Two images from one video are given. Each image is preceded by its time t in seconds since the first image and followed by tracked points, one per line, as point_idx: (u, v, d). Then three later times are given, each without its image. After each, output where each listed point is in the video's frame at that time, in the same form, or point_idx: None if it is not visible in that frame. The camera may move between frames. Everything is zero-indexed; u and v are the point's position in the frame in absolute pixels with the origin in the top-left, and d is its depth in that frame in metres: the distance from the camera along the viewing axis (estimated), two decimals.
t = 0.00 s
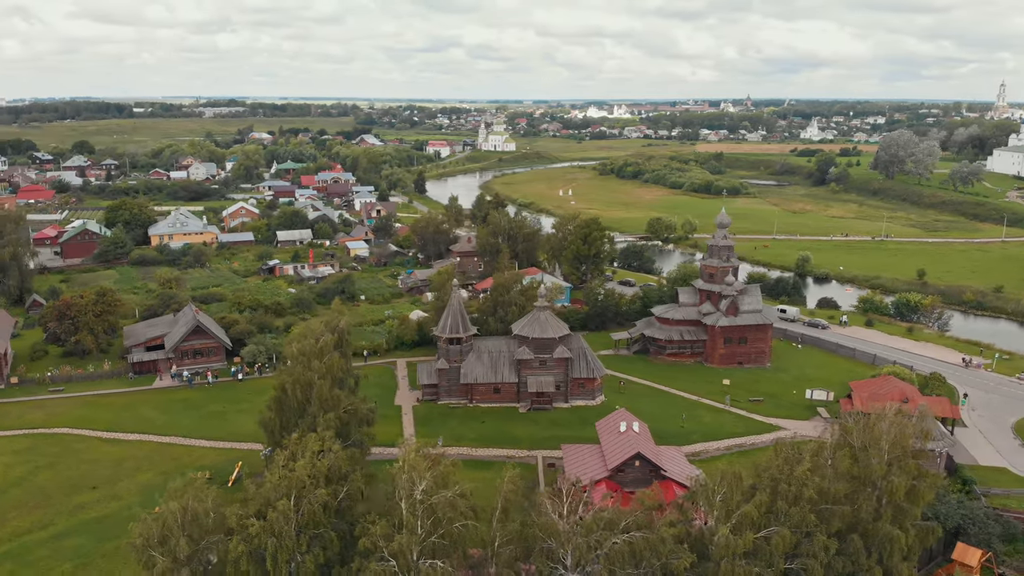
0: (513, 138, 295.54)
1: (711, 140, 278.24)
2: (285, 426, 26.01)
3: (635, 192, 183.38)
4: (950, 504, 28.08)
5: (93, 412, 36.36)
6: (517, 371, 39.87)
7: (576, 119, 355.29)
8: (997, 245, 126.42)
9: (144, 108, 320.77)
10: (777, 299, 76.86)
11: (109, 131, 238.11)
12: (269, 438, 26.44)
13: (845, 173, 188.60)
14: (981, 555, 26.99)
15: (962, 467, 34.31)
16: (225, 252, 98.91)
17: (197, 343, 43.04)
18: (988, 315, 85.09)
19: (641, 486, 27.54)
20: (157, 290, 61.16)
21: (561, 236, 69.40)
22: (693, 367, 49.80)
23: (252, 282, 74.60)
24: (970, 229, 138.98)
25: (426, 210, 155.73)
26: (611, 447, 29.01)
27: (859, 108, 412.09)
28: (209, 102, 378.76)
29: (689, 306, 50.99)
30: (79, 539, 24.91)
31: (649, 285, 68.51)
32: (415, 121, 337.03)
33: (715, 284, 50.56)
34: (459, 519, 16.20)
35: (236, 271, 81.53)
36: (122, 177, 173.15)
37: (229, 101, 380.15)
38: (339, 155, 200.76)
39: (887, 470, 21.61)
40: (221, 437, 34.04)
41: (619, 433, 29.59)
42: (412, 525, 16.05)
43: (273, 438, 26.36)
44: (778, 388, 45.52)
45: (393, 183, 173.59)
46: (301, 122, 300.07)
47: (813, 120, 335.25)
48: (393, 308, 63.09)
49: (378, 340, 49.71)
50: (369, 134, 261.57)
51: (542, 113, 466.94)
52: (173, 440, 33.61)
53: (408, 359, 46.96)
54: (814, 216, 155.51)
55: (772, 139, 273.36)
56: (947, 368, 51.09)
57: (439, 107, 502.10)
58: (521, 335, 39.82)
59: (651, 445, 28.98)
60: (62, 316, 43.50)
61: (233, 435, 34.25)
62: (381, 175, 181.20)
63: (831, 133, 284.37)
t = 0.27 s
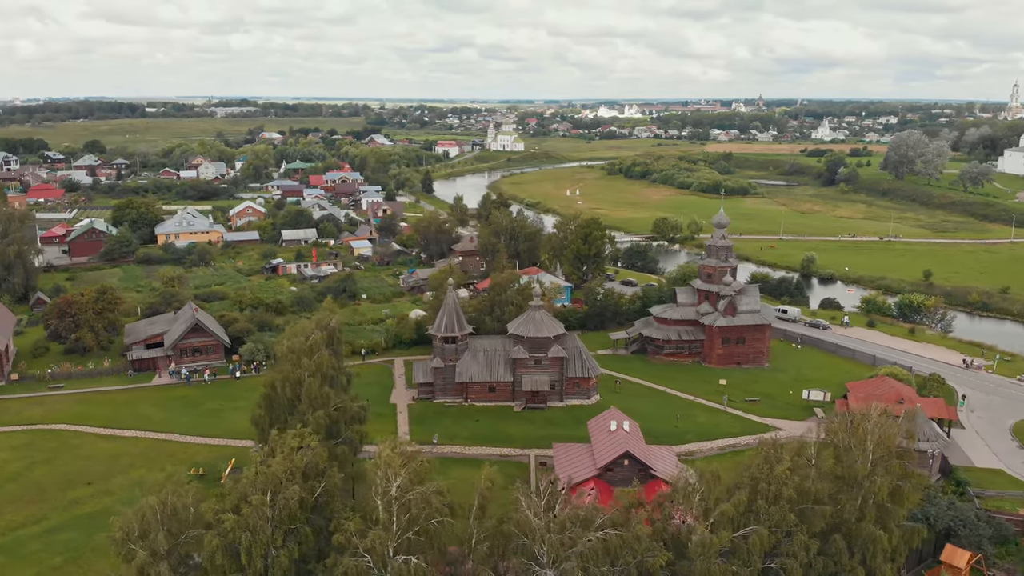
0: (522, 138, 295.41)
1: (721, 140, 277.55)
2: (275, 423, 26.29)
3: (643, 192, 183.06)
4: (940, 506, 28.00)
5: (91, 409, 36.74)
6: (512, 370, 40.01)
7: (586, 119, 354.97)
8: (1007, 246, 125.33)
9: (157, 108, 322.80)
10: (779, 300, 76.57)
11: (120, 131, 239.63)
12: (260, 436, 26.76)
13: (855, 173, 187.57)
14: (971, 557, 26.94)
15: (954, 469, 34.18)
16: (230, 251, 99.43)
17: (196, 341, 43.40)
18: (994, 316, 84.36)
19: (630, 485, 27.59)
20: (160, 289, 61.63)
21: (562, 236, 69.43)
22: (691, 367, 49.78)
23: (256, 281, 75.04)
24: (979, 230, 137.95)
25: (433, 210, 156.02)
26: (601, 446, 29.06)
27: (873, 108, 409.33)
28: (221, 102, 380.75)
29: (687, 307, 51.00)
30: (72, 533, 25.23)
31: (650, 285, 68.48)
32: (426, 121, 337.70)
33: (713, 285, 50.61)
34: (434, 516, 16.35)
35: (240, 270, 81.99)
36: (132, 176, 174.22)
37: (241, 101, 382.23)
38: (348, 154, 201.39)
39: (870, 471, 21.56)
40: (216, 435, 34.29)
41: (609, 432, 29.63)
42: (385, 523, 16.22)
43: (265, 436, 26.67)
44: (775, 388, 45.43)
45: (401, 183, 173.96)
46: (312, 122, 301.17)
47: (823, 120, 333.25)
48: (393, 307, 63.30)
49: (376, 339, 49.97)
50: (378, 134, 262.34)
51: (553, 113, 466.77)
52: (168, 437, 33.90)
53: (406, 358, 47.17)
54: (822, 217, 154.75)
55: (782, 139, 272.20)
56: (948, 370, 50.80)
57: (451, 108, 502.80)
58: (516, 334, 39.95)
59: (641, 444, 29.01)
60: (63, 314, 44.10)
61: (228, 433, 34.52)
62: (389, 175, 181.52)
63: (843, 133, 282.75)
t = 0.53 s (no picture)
0: (533, 138, 295.33)
1: (733, 140, 276.44)
2: (263, 420, 26.50)
3: (653, 193, 182.64)
4: (930, 508, 27.86)
5: (91, 404, 37.24)
6: (507, 369, 40.18)
7: (598, 119, 354.37)
8: (1019, 248, 124.02)
9: (172, 108, 325.59)
10: (782, 301, 76.19)
11: (134, 130, 241.67)
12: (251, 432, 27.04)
13: (867, 173, 186.23)
14: (959, 560, 26.83)
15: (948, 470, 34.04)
16: (237, 250, 100.15)
17: (196, 338, 43.85)
18: (1001, 318, 83.50)
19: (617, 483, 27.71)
20: (164, 287, 62.28)
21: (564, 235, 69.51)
22: (689, 367, 49.70)
23: (260, 280, 75.64)
24: (991, 232, 136.62)
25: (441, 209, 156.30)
26: (590, 444, 29.17)
27: (888, 108, 405.93)
28: (235, 102, 383.28)
29: (686, 307, 51.04)
30: (65, 527, 25.60)
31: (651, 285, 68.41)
32: (438, 121, 338.64)
33: (711, 284, 50.62)
34: (406, 512, 16.54)
35: (246, 268, 82.63)
36: (144, 176, 175.73)
37: (256, 102, 384.51)
38: (359, 154, 202.30)
39: (854, 471, 21.42)
40: (213, 431, 34.65)
41: (599, 431, 29.70)
42: (357, 518, 16.36)
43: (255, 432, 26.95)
44: (772, 389, 45.33)
45: (410, 183, 174.43)
46: (324, 121, 302.55)
47: (837, 120, 330.89)
48: (394, 306, 63.68)
49: (375, 337, 50.30)
50: (389, 133, 263.17)
51: (565, 113, 466.51)
52: (165, 432, 34.30)
53: (403, 357, 47.45)
54: (832, 217, 153.82)
55: (795, 140, 270.59)
56: (949, 372, 50.45)
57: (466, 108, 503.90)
58: (511, 333, 40.13)
59: (631, 443, 29.07)
60: (65, 310, 44.79)
61: (224, 429, 34.83)
62: (399, 174, 182.00)
63: (858, 133, 280.58)
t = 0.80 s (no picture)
0: (544, 138, 295.30)
1: (746, 140, 275.19)
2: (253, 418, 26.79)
3: (663, 192, 182.19)
4: (919, 510, 27.74)
5: (91, 400, 37.74)
6: (502, 368, 40.36)
7: (611, 119, 353.71)
8: None
9: (187, 107, 328.22)
10: (785, 301, 75.87)
11: (150, 130, 243.95)
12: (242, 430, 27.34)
13: (879, 174, 184.85)
14: (946, 562, 26.78)
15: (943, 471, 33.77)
16: (244, 249, 100.88)
17: (195, 336, 44.27)
18: (1009, 319, 82.67)
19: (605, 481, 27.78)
20: (168, 284, 62.91)
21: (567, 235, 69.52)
22: (687, 367, 49.67)
23: (265, 278, 76.21)
24: (1005, 233, 135.18)
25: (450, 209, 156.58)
26: (579, 443, 29.24)
27: (905, 108, 402.25)
28: (250, 102, 385.85)
29: (685, 307, 51.00)
30: (58, 519, 25.99)
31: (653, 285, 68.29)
32: (450, 121, 339.22)
33: (710, 284, 50.52)
34: (379, 507, 16.73)
35: (251, 267, 83.26)
36: (157, 175, 177.28)
37: (270, 101, 386.97)
38: (370, 154, 203.14)
39: (834, 471, 21.39)
40: (209, 427, 34.96)
41: (588, 430, 29.74)
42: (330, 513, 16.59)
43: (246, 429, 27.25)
44: (769, 389, 45.22)
45: (420, 183, 174.85)
46: (336, 121, 303.91)
47: (852, 120, 328.40)
48: (396, 304, 63.97)
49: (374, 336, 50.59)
50: (401, 133, 263.96)
51: (579, 113, 465.96)
52: (162, 428, 34.66)
53: (401, 356, 47.70)
54: (843, 218, 152.85)
55: (808, 140, 268.93)
56: (950, 373, 50.08)
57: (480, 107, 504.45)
58: (506, 332, 40.31)
59: (619, 442, 29.11)
60: (68, 308, 45.36)
61: (219, 425, 35.12)
62: (409, 174, 182.45)
63: (873, 133, 278.46)
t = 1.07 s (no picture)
0: (555, 137, 295.03)
1: (758, 140, 274.04)
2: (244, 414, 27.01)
3: (672, 193, 181.71)
4: (910, 511, 27.70)
5: (91, 397, 38.16)
6: (499, 367, 40.53)
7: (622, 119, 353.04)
8: None
9: (200, 107, 330.24)
10: (788, 302, 75.49)
11: (162, 129, 245.59)
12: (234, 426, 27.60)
13: (891, 174, 183.57)
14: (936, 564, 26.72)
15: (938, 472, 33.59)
16: (250, 248, 101.35)
17: (196, 333, 44.56)
18: (1016, 321, 81.94)
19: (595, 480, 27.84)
20: (172, 283, 63.42)
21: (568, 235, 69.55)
22: (686, 367, 49.65)
23: (269, 277, 76.62)
24: (1017, 235, 133.93)
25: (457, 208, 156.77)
26: (570, 442, 29.32)
27: (920, 109, 398.89)
28: (262, 102, 387.72)
29: (683, 307, 50.96)
30: (51, 514, 26.33)
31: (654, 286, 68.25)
32: (461, 121, 339.62)
33: (709, 284, 50.43)
34: (357, 504, 16.96)
35: (256, 265, 83.73)
36: (168, 174, 178.49)
37: (283, 101, 388.76)
38: (379, 154, 203.76)
39: (818, 471, 21.40)
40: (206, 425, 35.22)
41: (579, 429, 29.80)
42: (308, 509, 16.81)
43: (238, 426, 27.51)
44: (767, 390, 45.12)
45: (429, 182, 175.17)
46: (347, 121, 304.95)
47: (865, 120, 326.18)
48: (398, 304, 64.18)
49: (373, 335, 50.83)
50: (411, 133, 264.48)
51: (590, 113, 465.33)
52: (160, 425, 34.99)
53: (399, 354, 47.92)
54: (853, 218, 151.97)
55: (820, 140, 267.51)
56: (950, 375, 49.75)
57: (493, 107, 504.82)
58: (503, 332, 40.44)
59: (610, 441, 29.16)
60: (70, 305, 45.86)
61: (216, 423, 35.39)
62: (417, 174, 182.69)
63: (886, 134, 276.60)
